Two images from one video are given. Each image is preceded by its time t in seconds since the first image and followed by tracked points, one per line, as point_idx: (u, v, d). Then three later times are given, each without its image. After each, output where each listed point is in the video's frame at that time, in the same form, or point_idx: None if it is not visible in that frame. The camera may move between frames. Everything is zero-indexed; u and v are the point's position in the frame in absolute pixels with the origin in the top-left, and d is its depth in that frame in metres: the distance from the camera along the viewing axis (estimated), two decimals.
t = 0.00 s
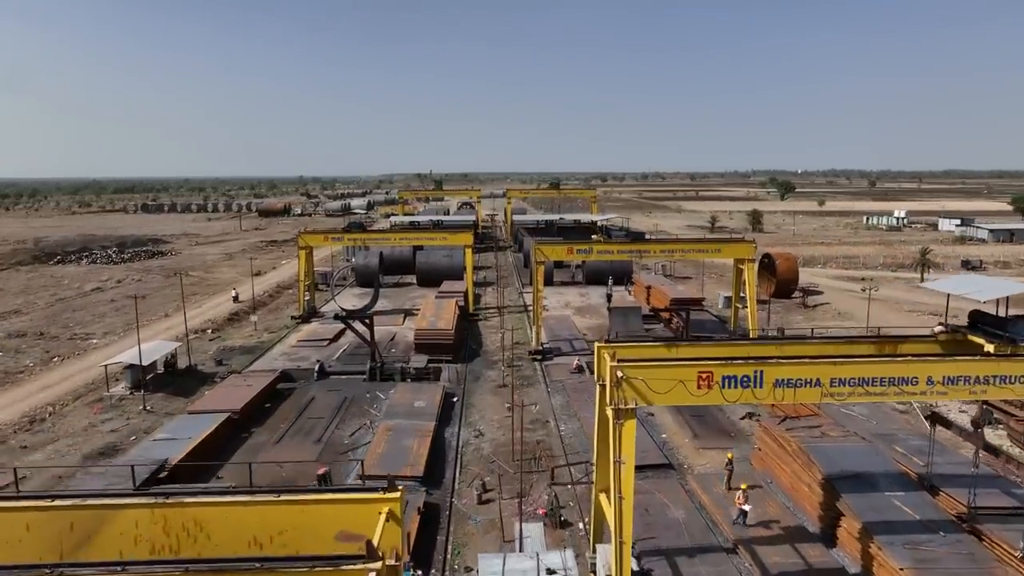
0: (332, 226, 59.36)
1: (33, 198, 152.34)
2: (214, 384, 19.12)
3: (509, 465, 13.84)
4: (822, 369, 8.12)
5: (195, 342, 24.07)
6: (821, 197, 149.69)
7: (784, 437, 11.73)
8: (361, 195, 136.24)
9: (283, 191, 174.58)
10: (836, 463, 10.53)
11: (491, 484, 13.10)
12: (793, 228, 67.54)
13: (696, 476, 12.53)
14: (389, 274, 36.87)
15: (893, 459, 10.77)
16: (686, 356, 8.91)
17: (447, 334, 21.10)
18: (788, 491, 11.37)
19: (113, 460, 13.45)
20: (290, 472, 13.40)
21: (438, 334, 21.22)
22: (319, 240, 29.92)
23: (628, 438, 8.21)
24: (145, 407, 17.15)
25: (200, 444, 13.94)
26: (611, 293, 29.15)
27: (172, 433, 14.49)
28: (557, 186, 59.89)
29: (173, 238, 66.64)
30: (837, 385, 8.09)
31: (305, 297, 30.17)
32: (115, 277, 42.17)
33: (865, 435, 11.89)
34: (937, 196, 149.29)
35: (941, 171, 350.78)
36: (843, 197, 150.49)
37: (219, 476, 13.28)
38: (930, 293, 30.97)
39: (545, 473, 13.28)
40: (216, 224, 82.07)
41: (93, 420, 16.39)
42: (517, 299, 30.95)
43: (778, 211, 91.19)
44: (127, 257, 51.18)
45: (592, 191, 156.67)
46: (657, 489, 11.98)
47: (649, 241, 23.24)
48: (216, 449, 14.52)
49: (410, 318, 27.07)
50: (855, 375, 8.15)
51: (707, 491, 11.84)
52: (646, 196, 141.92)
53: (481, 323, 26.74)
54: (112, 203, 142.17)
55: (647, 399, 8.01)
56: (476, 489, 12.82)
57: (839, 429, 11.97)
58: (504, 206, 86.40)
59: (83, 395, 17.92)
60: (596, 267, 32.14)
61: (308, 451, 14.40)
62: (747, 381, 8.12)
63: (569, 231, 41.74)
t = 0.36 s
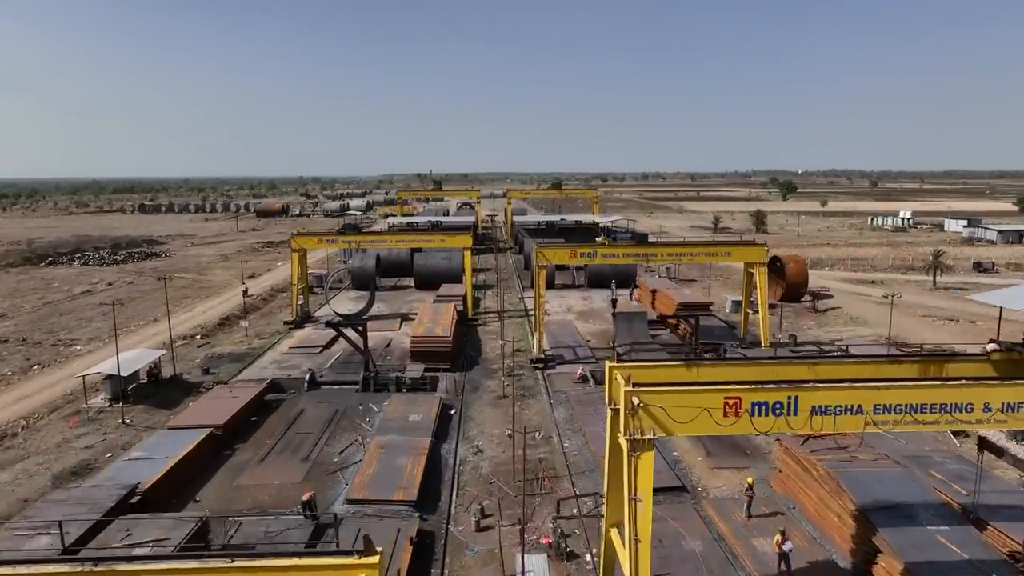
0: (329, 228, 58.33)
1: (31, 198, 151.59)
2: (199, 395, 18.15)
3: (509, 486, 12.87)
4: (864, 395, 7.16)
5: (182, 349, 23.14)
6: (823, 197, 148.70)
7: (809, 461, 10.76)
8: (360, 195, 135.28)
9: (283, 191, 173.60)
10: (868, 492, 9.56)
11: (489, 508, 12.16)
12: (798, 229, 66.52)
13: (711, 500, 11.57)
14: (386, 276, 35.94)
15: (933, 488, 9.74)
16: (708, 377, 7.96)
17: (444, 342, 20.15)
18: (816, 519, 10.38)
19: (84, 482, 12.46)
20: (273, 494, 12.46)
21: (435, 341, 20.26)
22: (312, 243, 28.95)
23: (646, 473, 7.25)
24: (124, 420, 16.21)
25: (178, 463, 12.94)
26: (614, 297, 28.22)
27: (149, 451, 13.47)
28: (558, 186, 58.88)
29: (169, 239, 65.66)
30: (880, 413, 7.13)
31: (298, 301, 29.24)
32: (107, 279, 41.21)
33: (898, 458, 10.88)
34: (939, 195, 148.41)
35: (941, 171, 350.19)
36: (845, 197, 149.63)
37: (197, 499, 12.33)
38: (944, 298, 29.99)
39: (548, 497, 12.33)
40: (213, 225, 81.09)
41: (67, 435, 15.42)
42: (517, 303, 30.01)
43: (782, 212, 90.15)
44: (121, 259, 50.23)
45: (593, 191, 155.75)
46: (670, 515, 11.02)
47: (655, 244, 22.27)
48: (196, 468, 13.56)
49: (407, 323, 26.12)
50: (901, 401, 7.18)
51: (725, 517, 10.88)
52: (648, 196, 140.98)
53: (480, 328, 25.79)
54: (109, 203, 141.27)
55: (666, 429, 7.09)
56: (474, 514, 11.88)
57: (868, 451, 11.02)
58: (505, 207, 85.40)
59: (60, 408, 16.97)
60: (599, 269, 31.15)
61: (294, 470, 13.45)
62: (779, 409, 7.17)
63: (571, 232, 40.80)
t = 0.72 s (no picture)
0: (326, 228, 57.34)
1: (29, 198, 150.65)
2: (181, 407, 17.14)
3: (509, 511, 11.89)
4: (924, 429, 6.14)
5: (168, 357, 22.15)
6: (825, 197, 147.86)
7: (839, 488, 9.81)
8: (359, 195, 134.31)
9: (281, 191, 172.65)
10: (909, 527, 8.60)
11: (488, 537, 11.18)
12: (802, 229, 65.58)
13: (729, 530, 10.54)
14: (383, 279, 34.96)
15: (982, 523, 8.78)
16: (735, 405, 7.09)
17: (442, 350, 19.19)
18: (848, 555, 9.35)
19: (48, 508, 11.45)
20: (253, 521, 11.47)
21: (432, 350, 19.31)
22: (304, 245, 27.95)
23: (668, 518, 6.26)
24: (99, 436, 15.22)
25: (152, 487, 11.93)
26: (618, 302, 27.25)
27: (121, 473, 12.45)
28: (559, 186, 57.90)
29: (163, 240, 64.65)
30: (942, 450, 6.11)
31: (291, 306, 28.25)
32: (97, 282, 40.19)
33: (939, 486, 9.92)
34: (941, 195, 147.56)
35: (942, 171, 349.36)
36: (846, 197, 148.80)
37: (171, 525, 11.36)
38: (959, 302, 29.03)
39: (552, 524, 11.36)
40: (209, 225, 80.14)
41: (37, 452, 14.45)
42: (517, 307, 29.04)
43: (784, 212, 89.20)
44: (113, 260, 49.22)
45: (593, 191, 154.87)
46: (685, 547, 10.03)
47: (663, 248, 21.30)
48: (172, 490, 12.56)
49: (403, 329, 25.15)
50: (966, 436, 6.15)
51: (745, 550, 9.82)
52: (648, 196, 140.05)
53: (479, 334, 24.84)
54: (106, 203, 140.23)
55: (692, 469, 6.13)
56: (471, 545, 10.89)
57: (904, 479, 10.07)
58: (505, 208, 84.45)
59: (33, 422, 15.99)
60: (602, 273, 30.18)
61: (277, 493, 12.46)
62: (823, 444, 6.18)
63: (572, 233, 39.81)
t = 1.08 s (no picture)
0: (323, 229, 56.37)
1: (26, 198, 149.81)
2: (161, 421, 16.16)
3: (509, 541, 10.93)
4: (1001, 476, 5.16)
5: (153, 365, 21.15)
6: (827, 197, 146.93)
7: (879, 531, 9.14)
8: (358, 195, 133.34)
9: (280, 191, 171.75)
10: None
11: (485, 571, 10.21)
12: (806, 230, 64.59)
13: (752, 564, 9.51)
14: (379, 282, 33.98)
15: None
16: (772, 442, 6.14)
17: (438, 360, 18.23)
18: None
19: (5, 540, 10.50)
20: (230, 554, 10.48)
21: (428, 359, 18.33)
22: (297, 248, 26.96)
23: None
24: (72, 454, 14.25)
25: (120, 515, 10.93)
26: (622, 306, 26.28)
27: (88, 498, 11.45)
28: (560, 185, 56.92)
29: (158, 241, 63.72)
30: None
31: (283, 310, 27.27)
32: (88, 284, 39.28)
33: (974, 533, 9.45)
34: (944, 195, 146.67)
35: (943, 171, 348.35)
36: (848, 197, 147.92)
37: (140, 558, 10.43)
38: (974, 306, 28.04)
39: (557, 557, 10.44)
40: (206, 226, 79.21)
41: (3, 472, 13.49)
42: (518, 312, 28.06)
43: (787, 212, 88.19)
44: (106, 261, 48.26)
45: (594, 191, 153.89)
46: None
47: (671, 251, 20.29)
48: (144, 516, 11.61)
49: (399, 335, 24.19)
50: None
51: None
52: (649, 196, 139.12)
53: (478, 341, 23.86)
54: (104, 203, 139.45)
55: (725, 525, 5.20)
56: None
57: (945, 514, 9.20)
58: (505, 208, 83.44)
59: (3, 438, 15.02)
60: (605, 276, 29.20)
61: (258, 519, 11.49)
62: (882, 494, 5.22)
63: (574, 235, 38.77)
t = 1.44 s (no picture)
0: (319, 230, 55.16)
1: (21, 199, 148.47)
2: (139, 437, 15.18)
3: None
4: None
5: (135, 376, 20.13)
6: (829, 197, 145.69)
7: None
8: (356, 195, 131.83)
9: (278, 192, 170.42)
10: None
11: None
12: (811, 231, 63.36)
13: None
14: (375, 284, 32.93)
15: None
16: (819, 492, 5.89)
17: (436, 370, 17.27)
18: None
19: None
20: None
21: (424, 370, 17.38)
22: (287, 251, 25.89)
23: None
24: (40, 475, 13.28)
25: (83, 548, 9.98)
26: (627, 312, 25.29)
27: (50, 528, 10.47)
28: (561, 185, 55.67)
29: (150, 242, 62.41)
30: None
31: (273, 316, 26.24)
32: (76, 288, 38.15)
33: None
34: (948, 195, 145.31)
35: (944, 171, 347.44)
36: (851, 197, 146.65)
37: None
38: (992, 312, 27.01)
39: None
40: (201, 227, 77.94)
41: None
42: (518, 317, 27.06)
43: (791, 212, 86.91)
44: (95, 263, 47.04)
45: (594, 192, 152.55)
46: None
47: (681, 255, 19.30)
48: (111, 548, 10.67)
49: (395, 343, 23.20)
50: None
51: None
52: (650, 196, 137.77)
53: (477, 348, 22.88)
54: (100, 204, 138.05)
55: None
56: None
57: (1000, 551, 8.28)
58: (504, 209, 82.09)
59: None
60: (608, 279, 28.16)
61: (232, 553, 10.50)
62: (968, 569, 5.02)
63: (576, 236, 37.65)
